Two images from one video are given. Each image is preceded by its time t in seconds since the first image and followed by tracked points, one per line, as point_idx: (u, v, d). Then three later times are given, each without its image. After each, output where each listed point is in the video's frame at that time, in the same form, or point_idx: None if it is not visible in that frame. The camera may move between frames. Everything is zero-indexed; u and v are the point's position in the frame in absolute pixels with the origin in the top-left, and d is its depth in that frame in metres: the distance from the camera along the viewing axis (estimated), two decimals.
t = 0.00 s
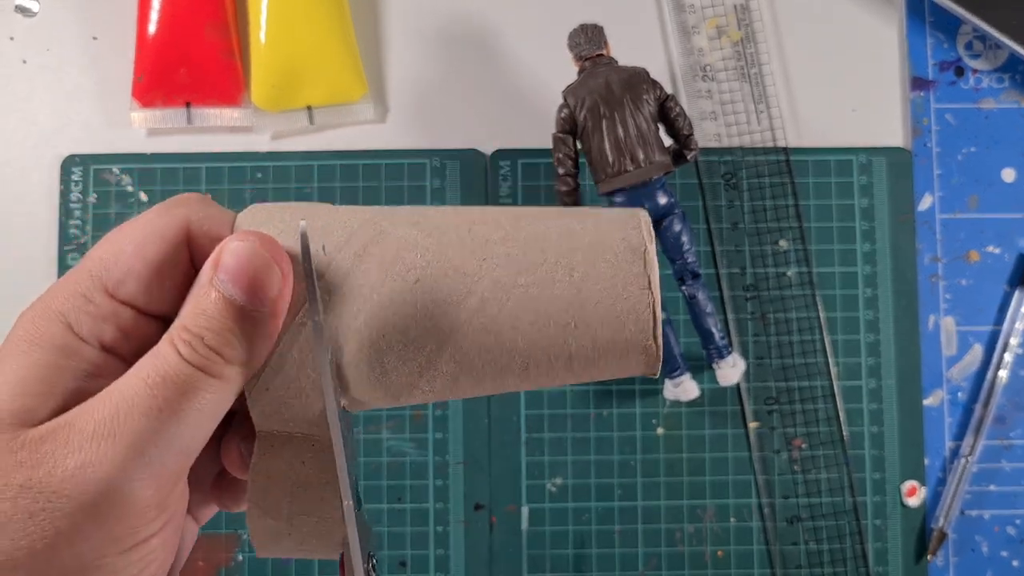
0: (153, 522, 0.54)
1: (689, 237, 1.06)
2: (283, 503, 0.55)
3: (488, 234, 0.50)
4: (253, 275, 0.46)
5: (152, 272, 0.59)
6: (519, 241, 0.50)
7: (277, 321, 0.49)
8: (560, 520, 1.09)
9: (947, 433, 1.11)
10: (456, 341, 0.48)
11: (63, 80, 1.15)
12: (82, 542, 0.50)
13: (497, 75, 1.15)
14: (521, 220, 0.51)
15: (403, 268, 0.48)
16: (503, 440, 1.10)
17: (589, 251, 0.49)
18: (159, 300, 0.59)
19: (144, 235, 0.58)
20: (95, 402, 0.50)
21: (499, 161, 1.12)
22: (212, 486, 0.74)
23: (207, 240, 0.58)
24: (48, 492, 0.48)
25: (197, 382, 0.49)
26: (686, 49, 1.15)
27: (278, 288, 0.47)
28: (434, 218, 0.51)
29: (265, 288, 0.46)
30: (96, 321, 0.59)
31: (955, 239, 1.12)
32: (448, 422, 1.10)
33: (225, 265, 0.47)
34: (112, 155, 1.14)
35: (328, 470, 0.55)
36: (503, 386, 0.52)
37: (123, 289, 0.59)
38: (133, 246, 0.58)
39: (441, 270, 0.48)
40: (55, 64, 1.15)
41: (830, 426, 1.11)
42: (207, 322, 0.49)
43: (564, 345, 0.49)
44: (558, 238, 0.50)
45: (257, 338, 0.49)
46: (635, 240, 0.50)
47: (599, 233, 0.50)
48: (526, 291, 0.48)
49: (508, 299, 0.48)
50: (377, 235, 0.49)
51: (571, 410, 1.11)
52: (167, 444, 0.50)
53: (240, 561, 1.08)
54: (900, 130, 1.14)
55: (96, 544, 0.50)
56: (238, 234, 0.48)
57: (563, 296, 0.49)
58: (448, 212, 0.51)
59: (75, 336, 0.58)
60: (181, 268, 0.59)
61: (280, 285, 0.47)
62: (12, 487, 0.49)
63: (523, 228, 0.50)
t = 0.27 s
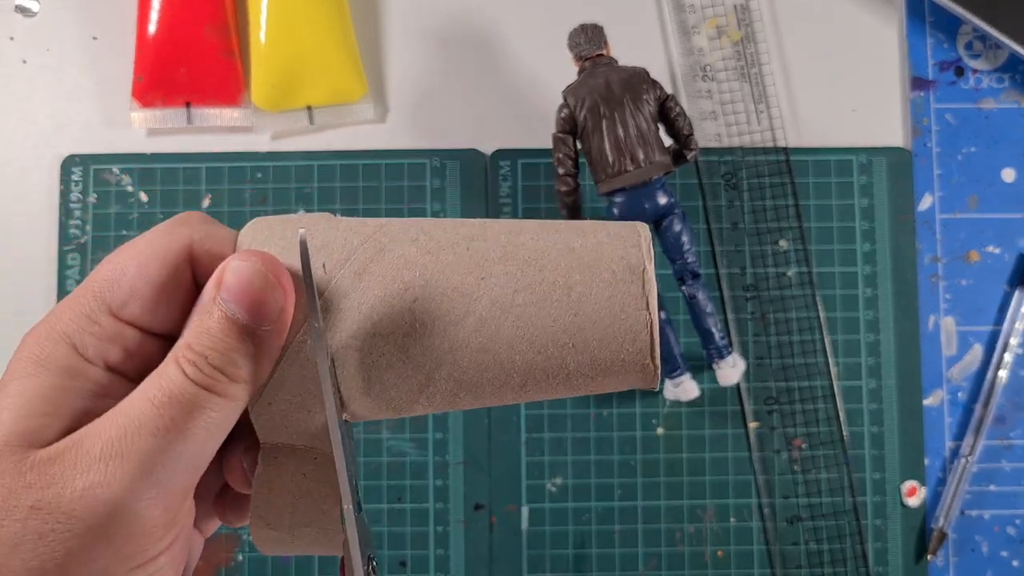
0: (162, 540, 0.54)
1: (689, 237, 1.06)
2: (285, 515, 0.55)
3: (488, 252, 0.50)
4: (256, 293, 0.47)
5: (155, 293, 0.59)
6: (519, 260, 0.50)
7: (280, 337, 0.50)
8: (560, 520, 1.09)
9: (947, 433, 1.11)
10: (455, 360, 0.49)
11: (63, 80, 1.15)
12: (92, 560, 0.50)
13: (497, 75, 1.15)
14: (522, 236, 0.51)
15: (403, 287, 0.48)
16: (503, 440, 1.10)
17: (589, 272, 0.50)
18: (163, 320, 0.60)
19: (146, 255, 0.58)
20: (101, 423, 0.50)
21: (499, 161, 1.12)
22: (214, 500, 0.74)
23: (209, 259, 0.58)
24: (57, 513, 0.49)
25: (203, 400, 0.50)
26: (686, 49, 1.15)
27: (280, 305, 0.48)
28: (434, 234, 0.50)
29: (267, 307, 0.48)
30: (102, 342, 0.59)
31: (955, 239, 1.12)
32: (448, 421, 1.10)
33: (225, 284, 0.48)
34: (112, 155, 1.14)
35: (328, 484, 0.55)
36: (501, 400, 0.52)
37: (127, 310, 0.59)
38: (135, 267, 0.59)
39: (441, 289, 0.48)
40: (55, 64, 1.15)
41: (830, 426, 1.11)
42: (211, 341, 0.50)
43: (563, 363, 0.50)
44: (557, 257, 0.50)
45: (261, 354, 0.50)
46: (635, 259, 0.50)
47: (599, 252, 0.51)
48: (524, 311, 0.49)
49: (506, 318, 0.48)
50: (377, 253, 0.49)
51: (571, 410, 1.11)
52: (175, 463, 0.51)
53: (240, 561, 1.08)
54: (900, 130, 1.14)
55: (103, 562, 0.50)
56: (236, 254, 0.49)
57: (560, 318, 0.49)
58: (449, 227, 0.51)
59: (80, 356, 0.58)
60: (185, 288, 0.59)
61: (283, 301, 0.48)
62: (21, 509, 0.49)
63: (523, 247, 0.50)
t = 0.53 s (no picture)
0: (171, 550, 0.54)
1: (689, 237, 1.06)
2: (289, 524, 0.56)
3: (491, 257, 0.50)
4: (260, 301, 0.47)
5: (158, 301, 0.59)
6: (521, 265, 0.50)
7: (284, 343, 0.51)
8: (560, 520, 1.09)
9: (947, 433, 1.11)
10: (459, 368, 0.49)
11: (63, 80, 1.15)
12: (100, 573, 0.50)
13: (497, 75, 1.15)
14: (523, 241, 0.51)
15: (405, 294, 0.48)
16: (503, 440, 1.10)
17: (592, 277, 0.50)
18: (168, 329, 0.60)
19: (149, 264, 0.58)
20: (110, 435, 0.50)
21: (499, 161, 1.12)
22: (219, 507, 0.73)
23: (211, 267, 0.59)
24: (69, 527, 0.49)
25: (210, 410, 0.50)
26: (686, 49, 1.15)
27: (285, 313, 0.49)
28: (435, 240, 0.50)
29: (271, 314, 0.48)
30: (106, 353, 0.59)
31: (955, 239, 1.12)
32: (448, 421, 1.10)
33: (229, 293, 0.49)
34: (112, 155, 1.14)
35: (331, 494, 0.55)
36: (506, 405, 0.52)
37: (131, 320, 0.59)
38: (137, 277, 0.59)
39: (443, 296, 0.48)
40: (55, 64, 1.15)
41: (830, 426, 1.11)
42: (216, 350, 0.50)
43: (568, 369, 0.50)
44: (560, 262, 0.50)
45: (267, 361, 0.51)
46: (637, 264, 0.50)
47: (602, 257, 0.50)
48: (528, 318, 0.49)
49: (510, 326, 0.48)
50: (379, 259, 0.49)
51: (571, 409, 1.11)
52: (184, 473, 0.51)
53: (240, 561, 1.08)
54: (900, 130, 1.14)
55: None
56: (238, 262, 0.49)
57: (564, 324, 0.49)
58: (450, 232, 0.51)
59: (85, 368, 0.58)
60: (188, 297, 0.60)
61: (288, 310, 0.48)
62: (33, 524, 0.49)
63: (526, 252, 0.50)
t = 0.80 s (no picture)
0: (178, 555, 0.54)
1: (689, 237, 1.06)
2: (292, 530, 0.56)
3: (493, 259, 0.50)
4: (265, 310, 0.47)
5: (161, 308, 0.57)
6: (524, 267, 0.50)
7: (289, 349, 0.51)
8: (560, 520, 1.09)
9: (947, 433, 1.11)
10: (466, 369, 0.49)
11: (63, 80, 1.15)
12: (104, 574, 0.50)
13: (497, 75, 1.15)
14: (526, 240, 0.51)
15: (410, 298, 0.48)
16: (503, 439, 1.10)
17: (594, 278, 0.50)
18: (172, 336, 0.58)
19: (151, 272, 0.56)
20: (114, 444, 0.51)
21: (499, 161, 1.12)
22: (221, 510, 0.73)
23: (215, 274, 0.57)
24: (77, 536, 0.49)
25: (215, 418, 0.50)
26: (686, 49, 1.15)
27: (288, 322, 0.49)
28: (437, 241, 0.50)
29: (276, 322, 0.48)
30: (109, 362, 0.57)
31: (955, 239, 1.12)
32: (448, 422, 1.10)
33: (233, 301, 0.49)
34: (112, 155, 1.14)
35: (334, 500, 0.55)
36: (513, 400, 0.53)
37: (135, 328, 0.57)
38: (140, 284, 0.57)
39: (447, 300, 0.48)
40: (56, 63, 1.15)
41: (830, 426, 1.11)
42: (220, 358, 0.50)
43: (574, 367, 0.51)
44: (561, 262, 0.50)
45: (272, 368, 0.51)
46: (638, 263, 0.50)
47: (603, 256, 0.50)
48: (532, 319, 0.49)
49: (514, 328, 0.49)
50: (382, 263, 0.49)
51: (571, 409, 1.11)
52: (190, 481, 0.51)
53: (240, 561, 1.08)
54: (900, 130, 1.14)
55: None
56: (242, 270, 0.49)
57: (569, 325, 0.49)
58: (451, 231, 0.51)
59: (89, 376, 0.56)
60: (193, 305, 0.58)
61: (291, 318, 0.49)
62: (41, 534, 0.49)
63: (528, 252, 0.50)
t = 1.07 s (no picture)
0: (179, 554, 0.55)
1: (689, 238, 1.06)
2: (294, 531, 0.56)
3: (487, 255, 0.48)
4: (262, 312, 0.47)
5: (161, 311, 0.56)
6: (518, 262, 0.48)
7: (288, 350, 0.51)
8: (560, 520, 1.09)
9: (947, 433, 1.11)
10: (466, 360, 0.50)
11: (63, 80, 1.15)
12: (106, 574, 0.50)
13: (497, 75, 1.15)
14: (519, 234, 0.48)
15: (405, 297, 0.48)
16: (503, 439, 1.10)
17: (588, 268, 0.48)
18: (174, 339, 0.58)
19: (151, 275, 0.56)
20: (116, 444, 0.51)
21: (499, 161, 1.12)
22: (222, 510, 0.73)
23: (214, 277, 0.56)
24: (78, 535, 0.50)
25: (215, 418, 0.51)
26: (686, 49, 1.15)
27: (284, 322, 0.49)
28: (428, 236, 0.49)
29: (273, 323, 0.48)
30: (112, 365, 0.57)
31: (955, 239, 1.12)
32: (448, 422, 1.10)
33: (231, 302, 0.49)
34: (112, 155, 1.14)
35: (334, 502, 0.55)
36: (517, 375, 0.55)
37: (136, 331, 0.57)
38: (140, 288, 0.56)
39: (441, 297, 0.48)
40: (56, 63, 1.15)
41: (830, 425, 1.11)
42: (219, 359, 0.51)
43: (575, 350, 0.50)
44: (555, 257, 0.48)
45: (271, 368, 0.51)
46: (632, 253, 0.48)
47: (598, 246, 0.48)
48: (527, 314, 0.48)
49: (509, 326, 0.48)
50: (376, 261, 0.49)
51: (571, 409, 1.11)
52: (190, 481, 0.52)
53: (240, 560, 1.08)
54: (900, 130, 1.14)
55: None
56: (240, 271, 0.49)
57: (563, 320, 0.49)
58: (443, 224, 0.50)
59: (92, 379, 0.56)
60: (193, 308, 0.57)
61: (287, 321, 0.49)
62: (43, 535, 0.50)
63: (523, 247, 0.48)
